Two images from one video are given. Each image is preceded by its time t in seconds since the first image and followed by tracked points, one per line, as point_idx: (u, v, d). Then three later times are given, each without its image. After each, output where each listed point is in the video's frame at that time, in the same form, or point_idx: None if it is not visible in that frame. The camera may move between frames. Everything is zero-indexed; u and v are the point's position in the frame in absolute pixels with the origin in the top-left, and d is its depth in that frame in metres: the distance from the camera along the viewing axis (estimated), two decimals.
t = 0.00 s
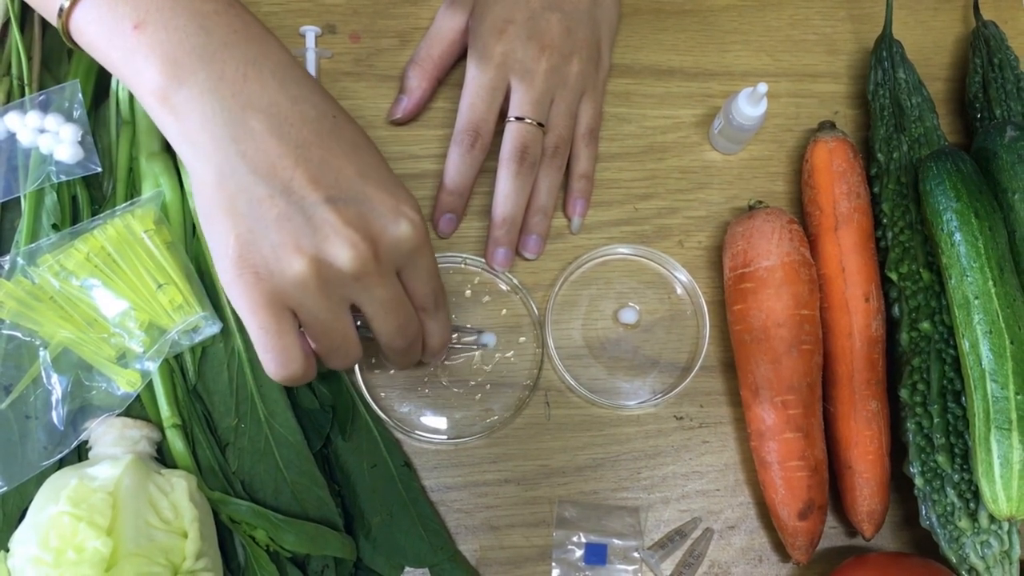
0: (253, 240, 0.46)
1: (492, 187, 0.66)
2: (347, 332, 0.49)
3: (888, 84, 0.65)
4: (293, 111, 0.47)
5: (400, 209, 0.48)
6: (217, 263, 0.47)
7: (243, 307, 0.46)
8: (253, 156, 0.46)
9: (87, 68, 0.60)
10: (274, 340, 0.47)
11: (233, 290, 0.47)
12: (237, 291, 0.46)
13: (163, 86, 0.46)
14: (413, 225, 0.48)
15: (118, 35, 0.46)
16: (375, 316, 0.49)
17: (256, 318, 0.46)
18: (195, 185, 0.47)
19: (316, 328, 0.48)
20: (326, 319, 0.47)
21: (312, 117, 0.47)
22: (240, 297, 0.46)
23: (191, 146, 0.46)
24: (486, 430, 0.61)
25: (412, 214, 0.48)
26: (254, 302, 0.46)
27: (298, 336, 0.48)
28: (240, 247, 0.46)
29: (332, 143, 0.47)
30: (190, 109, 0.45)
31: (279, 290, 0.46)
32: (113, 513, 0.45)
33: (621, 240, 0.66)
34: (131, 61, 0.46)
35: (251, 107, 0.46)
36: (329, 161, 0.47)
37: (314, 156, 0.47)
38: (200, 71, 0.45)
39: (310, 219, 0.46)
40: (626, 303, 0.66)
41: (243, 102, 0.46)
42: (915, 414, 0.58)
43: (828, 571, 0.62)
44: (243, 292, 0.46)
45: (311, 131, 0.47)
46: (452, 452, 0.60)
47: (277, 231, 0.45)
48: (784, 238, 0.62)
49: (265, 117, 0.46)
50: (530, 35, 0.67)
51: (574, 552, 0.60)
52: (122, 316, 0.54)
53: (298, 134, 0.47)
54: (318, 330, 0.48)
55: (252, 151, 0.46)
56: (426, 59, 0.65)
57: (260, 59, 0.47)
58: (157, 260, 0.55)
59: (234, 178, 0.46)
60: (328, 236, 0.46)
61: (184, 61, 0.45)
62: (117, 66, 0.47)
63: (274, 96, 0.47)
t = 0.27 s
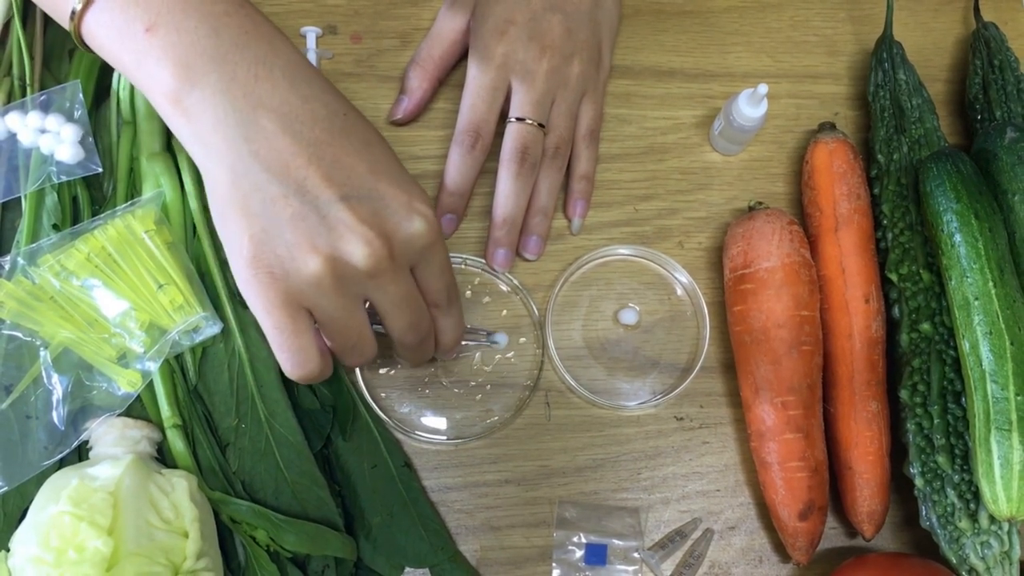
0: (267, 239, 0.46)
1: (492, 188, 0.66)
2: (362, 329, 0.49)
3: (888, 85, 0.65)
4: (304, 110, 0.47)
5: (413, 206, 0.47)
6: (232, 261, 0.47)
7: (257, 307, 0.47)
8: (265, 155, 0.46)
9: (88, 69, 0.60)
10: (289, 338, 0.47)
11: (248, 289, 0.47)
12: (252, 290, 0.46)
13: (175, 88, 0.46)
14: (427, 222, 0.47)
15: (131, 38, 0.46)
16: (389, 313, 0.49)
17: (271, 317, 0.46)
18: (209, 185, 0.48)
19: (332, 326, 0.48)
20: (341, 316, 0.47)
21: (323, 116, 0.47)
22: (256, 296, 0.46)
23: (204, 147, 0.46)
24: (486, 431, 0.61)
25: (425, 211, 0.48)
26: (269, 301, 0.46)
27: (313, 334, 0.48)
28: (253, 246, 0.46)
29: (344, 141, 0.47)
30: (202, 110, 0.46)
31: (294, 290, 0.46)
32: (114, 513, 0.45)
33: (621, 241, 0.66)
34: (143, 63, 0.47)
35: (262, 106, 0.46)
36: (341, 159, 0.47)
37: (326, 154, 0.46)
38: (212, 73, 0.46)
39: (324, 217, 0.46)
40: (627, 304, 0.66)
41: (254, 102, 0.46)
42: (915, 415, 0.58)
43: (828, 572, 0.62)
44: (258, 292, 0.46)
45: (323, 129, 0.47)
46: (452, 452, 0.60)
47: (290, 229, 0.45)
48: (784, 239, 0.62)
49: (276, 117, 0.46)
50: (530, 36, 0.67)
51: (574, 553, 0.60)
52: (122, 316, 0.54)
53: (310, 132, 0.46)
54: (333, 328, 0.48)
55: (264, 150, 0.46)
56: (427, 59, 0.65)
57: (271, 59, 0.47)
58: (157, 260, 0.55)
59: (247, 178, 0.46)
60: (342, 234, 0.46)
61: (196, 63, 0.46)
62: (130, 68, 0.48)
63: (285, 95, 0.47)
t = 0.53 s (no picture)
0: (282, 258, 0.43)
1: (492, 188, 0.66)
2: (373, 352, 0.48)
3: (889, 86, 0.65)
4: (323, 133, 0.45)
5: (429, 226, 0.46)
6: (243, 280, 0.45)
7: (271, 327, 0.44)
8: (285, 176, 0.43)
9: (88, 69, 0.60)
10: (304, 360, 0.45)
11: (262, 308, 0.44)
12: (265, 309, 0.44)
13: (191, 107, 0.43)
14: (442, 242, 0.46)
15: (146, 57, 0.44)
16: (400, 334, 0.48)
17: (285, 337, 0.44)
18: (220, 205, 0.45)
19: (344, 347, 0.46)
20: (355, 337, 0.46)
21: (340, 138, 0.45)
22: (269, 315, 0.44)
23: (220, 169, 0.44)
24: (485, 431, 0.61)
25: (441, 231, 0.46)
26: (283, 320, 0.44)
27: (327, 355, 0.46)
28: (269, 264, 0.43)
29: (362, 164, 0.45)
30: (218, 132, 0.43)
31: (309, 308, 0.44)
32: (114, 513, 0.45)
33: (621, 241, 0.66)
34: (157, 83, 0.44)
35: (282, 127, 0.44)
36: (358, 179, 0.45)
37: (344, 174, 0.45)
38: (230, 94, 0.43)
39: (342, 235, 0.44)
40: (626, 304, 0.66)
41: (273, 124, 0.43)
42: (915, 415, 0.58)
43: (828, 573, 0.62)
44: (272, 311, 0.44)
45: (341, 153, 0.45)
46: (452, 452, 0.60)
47: (308, 246, 0.43)
48: (784, 239, 0.62)
49: (296, 139, 0.44)
50: (530, 36, 0.67)
51: (574, 553, 0.60)
52: (122, 316, 0.54)
53: (329, 155, 0.44)
54: (346, 348, 0.47)
55: (284, 170, 0.43)
56: (427, 59, 0.65)
57: (291, 82, 0.45)
58: (157, 260, 0.55)
59: (265, 201, 0.43)
60: (360, 251, 0.44)
61: (213, 84, 0.43)
62: (141, 88, 0.45)
63: (304, 118, 0.44)
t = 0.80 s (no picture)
0: (252, 245, 0.40)
1: (494, 188, 0.66)
2: (341, 347, 0.45)
3: (891, 86, 0.65)
4: (302, 122, 0.42)
5: (404, 221, 0.43)
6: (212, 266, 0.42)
7: (238, 318, 0.42)
8: (260, 163, 0.41)
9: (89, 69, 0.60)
10: (269, 349, 0.42)
11: (229, 297, 0.41)
12: (230, 297, 0.41)
13: (168, 90, 0.41)
14: (417, 239, 0.43)
15: (122, 38, 0.42)
16: (368, 329, 0.44)
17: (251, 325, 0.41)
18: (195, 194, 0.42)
19: (311, 339, 0.43)
20: (323, 330, 0.43)
21: (320, 130, 0.42)
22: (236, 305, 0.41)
23: (196, 154, 0.41)
24: (487, 431, 0.61)
25: (416, 227, 0.43)
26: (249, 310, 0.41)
27: (292, 346, 0.43)
28: (236, 252, 0.41)
29: (339, 154, 0.42)
30: (196, 115, 0.41)
31: (278, 299, 0.41)
32: (117, 512, 0.45)
33: (623, 241, 0.66)
34: (135, 64, 0.41)
35: (260, 113, 0.41)
36: (334, 170, 0.42)
37: (319, 164, 0.42)
38: (208, 77, 0.41)
39: (314, 227, 0.41)
40: (628, 304, 0.66)
41: (249, 110, 0.41)
42: (917, 415, 0.58)
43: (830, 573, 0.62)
44: (237, 299, 0.41)
45: (320, 142, 0.42)
46: (454, 452, 0.60)
47: (277, 236, 0.41)
48: (786, 239, 0.62)
49: (274, 127, 0.41)
50: (532, 37, 0.68)
51: (576, 553, 0.60)
52: (124, 316, 0.54)
53: (305, 143, 0.42)
54: (316, 342, 0.44)
55: (260, 157, 0.41)
56: (429, 59, 0.65)
57: (273, 67, 0.42)
58: (159, 259, 0.54)
59: (238, 188, 0.41)
60: (330, 244, 0.41)
61: (193, 69, 0.41)
62: (120, 71, 0.43)
63: (282, 104, 0.42)
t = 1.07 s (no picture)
0: (294, 238, 0.42)
1: (493, 188, 0.66)
2: (390, 324, 0.47)
3: (890, 86, 0.65)
4: (325, 108, 0.43)
5: (436, 195, 0.45)
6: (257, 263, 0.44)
7: (287, 305, 0.43)
8: (289, 154, 0.42)
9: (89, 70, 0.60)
10: (323, 338, 0.44)
11: (276, 289, 0.43)
12: (280, 288, 0.43)
13: (192, 86, 0.42)
14: (450, 212, 0.45)
15: (140, 34, 0.42)
16: (413, 303, 0.47)
17: (303, 315, 0.43)
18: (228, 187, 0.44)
19: (362, 320, 0.46)
20: (371, 310, 0.45)
21: (342, 111, 0.43)
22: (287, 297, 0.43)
23: (223, 147, 0.42)
24: (486, 431, 0.61)
25: (448, 201, 0.45)
26: (300, 301, 0.43)
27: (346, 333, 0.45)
28: (279, 245, 0.42)
29: (364, 135, 0.44)
30: (219, 106, 0.42)
31: (327, 287, 0.43)
32: (115, 512, 0.45)
33: (622, 241, 0.66)
34: (157, 59, 0.42)
35: (284, 103, 0.42)
36: (364, 153, 0.44)
37: (350, 148, 0.43)
38: (229, 69, 0.42)
39: (348, 211, 0.43)
40: (627, 304, 0.66)
41: (272, 99, 0.42)
42: (916, 415, 0.58)
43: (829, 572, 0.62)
44: (286, 291, 0.43)
45: (345, 123, 0.43)
46: (453, 452, 0.60)
47: (314, 227, 0.42)
48: (785, 239, 0.62)
49: (299, 115, 0.42)
50: (531, 36, 0.67)
51: (575, 553, 0.60)
52: (123, 316, 0.54)
53: (332, 127, 0.43)
54: (362, 324, 0.46)
55: (288, 148, 0.42)
56: (428, 60, 0.65)
57: (289, 56, 0.43)
58: (158, 259, 0.55)
59: (270, 183, 0.42)
60: (369, 227, 0.43)
61: (214, 62, 0.42)
62: (141, 66, 0.44)
63: (305, 92, 0.43)
